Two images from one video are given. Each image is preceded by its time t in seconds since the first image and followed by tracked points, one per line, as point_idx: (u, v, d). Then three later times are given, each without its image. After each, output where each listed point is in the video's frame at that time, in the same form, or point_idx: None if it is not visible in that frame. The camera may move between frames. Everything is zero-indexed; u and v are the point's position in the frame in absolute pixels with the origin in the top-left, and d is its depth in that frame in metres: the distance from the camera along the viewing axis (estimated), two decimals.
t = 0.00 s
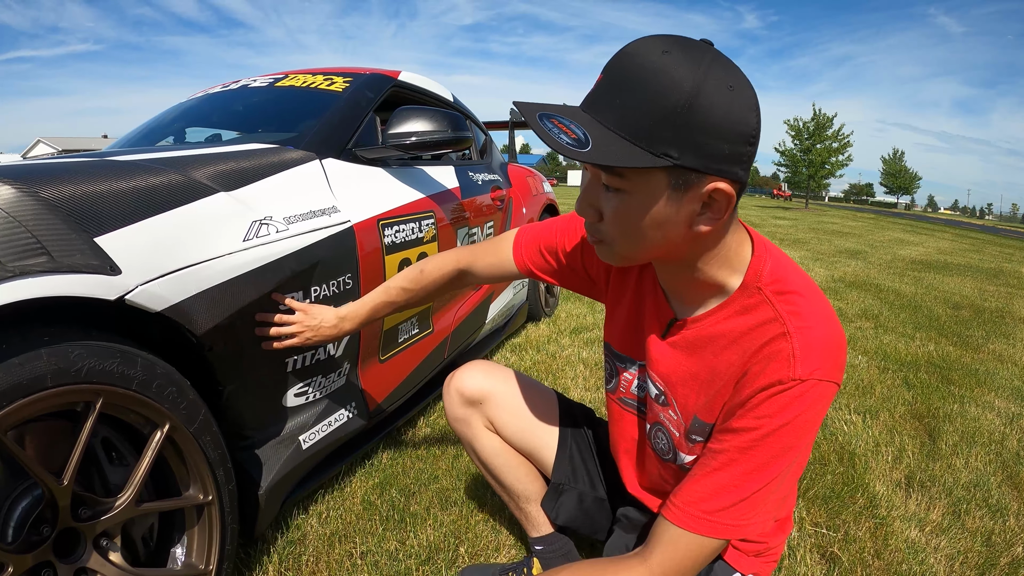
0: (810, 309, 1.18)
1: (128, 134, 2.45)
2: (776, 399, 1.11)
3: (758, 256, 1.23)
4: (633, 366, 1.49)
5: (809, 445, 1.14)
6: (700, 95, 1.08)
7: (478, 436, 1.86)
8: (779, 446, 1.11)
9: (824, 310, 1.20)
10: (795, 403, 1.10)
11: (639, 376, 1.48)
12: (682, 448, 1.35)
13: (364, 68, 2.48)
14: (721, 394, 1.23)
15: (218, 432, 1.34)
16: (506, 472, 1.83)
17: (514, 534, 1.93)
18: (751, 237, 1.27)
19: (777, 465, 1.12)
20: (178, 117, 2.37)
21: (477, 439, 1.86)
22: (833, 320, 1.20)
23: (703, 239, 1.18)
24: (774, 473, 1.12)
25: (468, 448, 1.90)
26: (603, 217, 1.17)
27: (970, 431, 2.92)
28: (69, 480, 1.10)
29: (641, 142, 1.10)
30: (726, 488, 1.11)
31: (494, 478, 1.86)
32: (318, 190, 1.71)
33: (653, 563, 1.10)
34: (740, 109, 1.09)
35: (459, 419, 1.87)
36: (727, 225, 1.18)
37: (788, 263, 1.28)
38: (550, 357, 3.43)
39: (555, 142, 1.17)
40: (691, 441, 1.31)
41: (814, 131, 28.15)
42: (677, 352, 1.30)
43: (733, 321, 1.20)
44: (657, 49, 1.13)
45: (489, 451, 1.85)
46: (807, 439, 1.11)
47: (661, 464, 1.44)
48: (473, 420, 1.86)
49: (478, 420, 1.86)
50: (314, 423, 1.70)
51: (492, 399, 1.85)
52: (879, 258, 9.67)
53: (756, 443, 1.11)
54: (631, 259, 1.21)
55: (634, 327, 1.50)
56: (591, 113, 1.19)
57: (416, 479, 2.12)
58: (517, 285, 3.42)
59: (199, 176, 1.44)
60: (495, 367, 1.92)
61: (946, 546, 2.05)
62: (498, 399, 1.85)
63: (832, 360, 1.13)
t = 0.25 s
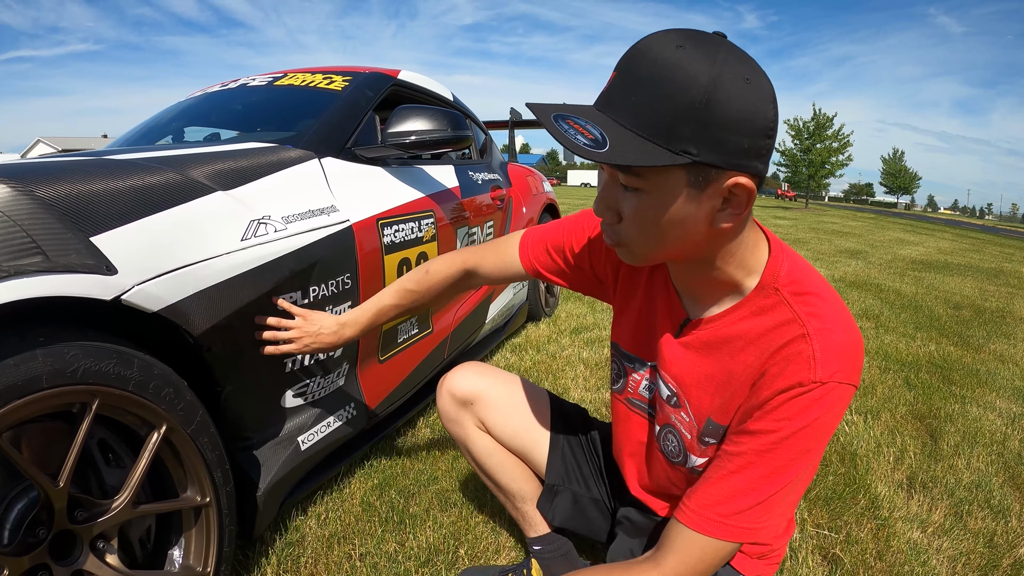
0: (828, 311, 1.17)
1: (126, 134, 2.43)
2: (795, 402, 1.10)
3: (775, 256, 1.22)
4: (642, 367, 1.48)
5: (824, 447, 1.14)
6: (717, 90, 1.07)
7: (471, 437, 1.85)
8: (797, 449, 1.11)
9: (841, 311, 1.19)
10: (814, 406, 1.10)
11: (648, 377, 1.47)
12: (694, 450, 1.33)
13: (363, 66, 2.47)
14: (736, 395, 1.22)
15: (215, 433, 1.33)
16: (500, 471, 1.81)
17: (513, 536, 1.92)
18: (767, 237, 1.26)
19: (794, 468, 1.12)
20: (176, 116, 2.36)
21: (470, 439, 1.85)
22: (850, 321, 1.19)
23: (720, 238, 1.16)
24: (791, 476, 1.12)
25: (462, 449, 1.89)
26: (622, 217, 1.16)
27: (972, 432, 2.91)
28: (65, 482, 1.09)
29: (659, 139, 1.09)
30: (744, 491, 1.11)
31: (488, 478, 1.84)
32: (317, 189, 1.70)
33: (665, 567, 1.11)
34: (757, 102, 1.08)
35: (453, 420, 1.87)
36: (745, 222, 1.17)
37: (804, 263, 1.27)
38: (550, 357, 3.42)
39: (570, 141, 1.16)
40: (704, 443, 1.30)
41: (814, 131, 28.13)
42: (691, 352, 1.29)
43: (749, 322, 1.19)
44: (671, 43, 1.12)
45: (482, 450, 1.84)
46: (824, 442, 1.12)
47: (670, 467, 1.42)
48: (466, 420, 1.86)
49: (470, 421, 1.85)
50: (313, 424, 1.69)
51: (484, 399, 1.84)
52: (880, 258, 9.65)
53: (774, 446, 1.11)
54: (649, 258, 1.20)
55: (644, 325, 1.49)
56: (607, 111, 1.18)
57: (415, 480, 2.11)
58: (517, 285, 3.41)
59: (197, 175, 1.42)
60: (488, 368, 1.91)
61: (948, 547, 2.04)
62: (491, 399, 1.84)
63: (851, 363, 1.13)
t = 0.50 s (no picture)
0: (833, 314, 1.16)
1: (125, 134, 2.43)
2: (798, 405, 1.09)
3: (778, 258, 1.21)
4: (646, 365, 1.48)
5: (829, 451, 1.13)
6: (709, 85, 1.06)
7: (471, 438, 1.84)
8: (801, 453, 1.10)
9: (845, 313, 1.18)
10: (819, 409, 1.09)
11: (652, 377, 1.46)
12: (698, 451, 1.33)
13: (362, 66, 2.47)
14: (740, 398, 1.22)
15: (213, 434, 1.32)
16: (500, 472, 1.80)
17: (513, 537, 1.92)
18: (772, 239, 1.26)
19: (798, 472, 1.10)
20: (175, 116, 2.36)
21: (470, 440, 1.85)
22: (854, 323, 1.18)
23: (715, 234, 1.15)
24: (795, 480, 1.11)
25: (461, 450, 1.88)
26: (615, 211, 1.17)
27: (972, 432, 2.91)
28: (62, 484, 1.08)
29: (647, 133, 1.09)
30: (747, 495, 1.10)
31: (488, 479, 1.84)
32: (315, 189, 1.69)
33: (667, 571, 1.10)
34: (751, 99, 1.07)
35: (452, 421, 1.87)
36: (740, 221, 1.16)
37: (808, 265, 1.27)
38: (550, 357, 3.41)
39: (558, 132, 1.17)
40: (706, 444, 1.30)
41: (814, 130, 28.13)
42: (694, 353, 1.29)
43: (752, 324, 1.19)
44: (666, 37, 1.12)
45: (482, 451, 1.83)
46: (828, 445, 1.10)
47: (674, 467, 1.42)
48: (465, 421, 1.85)
49: (470, 422, 1.85)
50: (312, 424, 1.68)
51: (485, 400, 1.84)
52: (879, 258, 9.65)
53: (778, 449, 1.10)
54: (645, 253, 1.20)
55: (645, 324, 1.48)
56: (600, 103, 1.18)
57: (414, 480, 2.11)
58: (517, 285, 3.41)
59: (194, 174, 1.42)
60: (488, 369, 1.91)
61: (949, 548, 2.04)
62: (492, 400, 1.84)
63: (856, 365, 1.12)
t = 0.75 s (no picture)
0: (828, 310, 1.15)
1: (123, 133, 2.43)
2: (793, 403, 1.09)
3: (774, 254, 1.21)
4: (644, 364, 1.48)
5: (826, 449, 1.12)
6: (710, 79, 1.07)
7: (475, 436, 1.84)
8: (796, 451, 1.09)
9: (841, 308, 1.18)
10: (814, 407, 1.08)
11: (651, 375, 1.46)
12: (696, 451, 1.33)
13: (361, 65, 2.46)
14: (736, 395, 1.21)
15: (212, 433, 1.32)
16: (503, 471, 1.80)
17: (513, 536, 1.91)
18: (768, 234, 1.26)
19: (794, 470, 1.10)
20: (174, 115, 2.35)
21: (474, 438, 1.84)
22: (852, 318, 1.17)
23: (714, 228, 1.15)
24: (791, 479, 1.10)
25: (465, 449, 1.88)
26: (614, 207, 1.16)
27: (972, 432, 2.90)
28: (61, 484, 1.08)
29: (650, 123, 1.08)
30: (742, 495, 1.10)
31: (491, 478, 1.84)
32: (314, 189, 1.69)
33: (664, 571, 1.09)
34: (750, 93, 1.08)
35: (455, 419, 1.86)
36: (738, 216, 1.16)
37: (805, 261, 1.26)
38: (550, 357, 3.41)
39: (562, 121, 1.14)
40: (704, 443, 1.30)
41: (813, 130, 28.13)
42: (690, 351, 1.29)
43: (746, 321, 1.19)
44: (665, 33, 1.12)
45: (485, 449, 1.83)
46: (824, 443, 1.10)
47: (674, 466, 1.42)
48: (469, 420, 1.85)
49: (474, 420, 1.84)
50: (311, 424, 1.68)
51: (489, 399, 1.83)
52: (879, 257, 9.65)
53: (772, 448, 1.09)
54: (644, 250, 1.19)
55: (644, 322, 1.48)
56: (600, 98, 1.17)
57: (414, 480, 2.11)
58: (516, 285, 3.40)
59: (193, 174, 1.41)
60: (493, 368, 1.90)
61: (949, 547, 2.04)
62: (496, 399, 1.83)
63: (852, 361, 1.11)
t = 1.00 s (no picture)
0: (816, 306, 1.16)
1: (123, 133, 2.43)
2: (781, 397, 1.09)
3: (762, 251, 1.22)
4: (635, 363, 1.47)
5: (816, 445, 1.11)
6: (701, 77, 1.08)
7: (476, 434, 1.84)
8: (784, 446, 1.09)
9: (829, 303, 1.18)
10: (801, 401, 1.08)
11: (642, 374, 1.46)
12: (688, 448, 1.33)
13: (361, 65, 2.46)
14: (725, 393, 1.21)
15: (212, 434, 1.32)
16: (503, 470, 1.81)
17: (513, 536, 1.92)
18: (756, 233, 1.27)
19: (784, 466, 1.09)
20: (173, 116, 2.36)
21: (474, 435, 1.85)
22: (840, 314, 1.18)
23: (706, 224, 1.16)
24: (781, 474, 1.10)
25: (467, 448, 1.88)
26: (607, 206, 1.15)
27: (971, 431, 2.91)
28: (61, 484, 1.08)
29: (645, 117, 1.08)
30: (731, 491, 1.09)
31: (491, 477, 1.85)
32: (314, 189, 1.69)
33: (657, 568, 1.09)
34: (740, 91, 1.09)
35: (456, 416, 1.87)
36: (727, 212, 1.17)
37: (795, 260, 1.27)
38: (549, 357, 3.41)
39: (559, 117, 1.13)
40: (694, 440, 1.30)
41: (813, 130, 28.13)
42: (679, 350, 1.29)
43: (735, 318, 1.19)
44: (656, 33, 1.13)
45: (486, 448, 1.84)
46: (814, 438, 1.09)
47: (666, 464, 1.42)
48: (470, 419, 1.85)
49: (474, 418, 1.84)
50: (311, 424, 1.68)
51: (489, 398, 1.83)
52: (878, 257, 9.65)
53: (761, 443, 1.09)
54: (637, 248, 1.19)
55: (635, 323, 1.48)
56: (592, 96, 1.17)
57: (414, 480, 2.11)
58: (516, 285, 3.40)
59: (193, 175, 1.42)
60: (495, 368, 1.90)
61: (948, 547, 2.04)
62: (496, 398, 1.83)
63: (840, 356, 1.12)
